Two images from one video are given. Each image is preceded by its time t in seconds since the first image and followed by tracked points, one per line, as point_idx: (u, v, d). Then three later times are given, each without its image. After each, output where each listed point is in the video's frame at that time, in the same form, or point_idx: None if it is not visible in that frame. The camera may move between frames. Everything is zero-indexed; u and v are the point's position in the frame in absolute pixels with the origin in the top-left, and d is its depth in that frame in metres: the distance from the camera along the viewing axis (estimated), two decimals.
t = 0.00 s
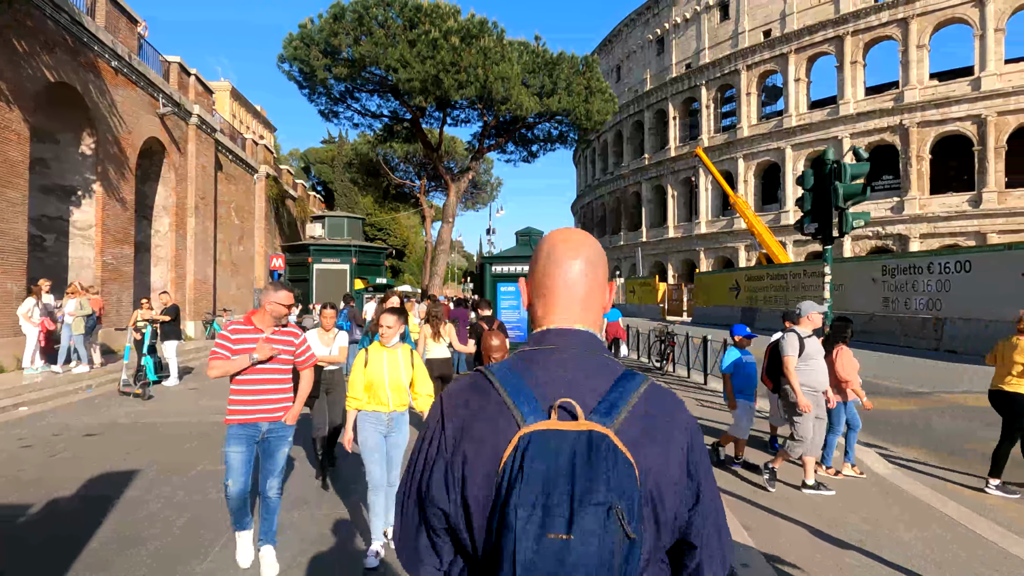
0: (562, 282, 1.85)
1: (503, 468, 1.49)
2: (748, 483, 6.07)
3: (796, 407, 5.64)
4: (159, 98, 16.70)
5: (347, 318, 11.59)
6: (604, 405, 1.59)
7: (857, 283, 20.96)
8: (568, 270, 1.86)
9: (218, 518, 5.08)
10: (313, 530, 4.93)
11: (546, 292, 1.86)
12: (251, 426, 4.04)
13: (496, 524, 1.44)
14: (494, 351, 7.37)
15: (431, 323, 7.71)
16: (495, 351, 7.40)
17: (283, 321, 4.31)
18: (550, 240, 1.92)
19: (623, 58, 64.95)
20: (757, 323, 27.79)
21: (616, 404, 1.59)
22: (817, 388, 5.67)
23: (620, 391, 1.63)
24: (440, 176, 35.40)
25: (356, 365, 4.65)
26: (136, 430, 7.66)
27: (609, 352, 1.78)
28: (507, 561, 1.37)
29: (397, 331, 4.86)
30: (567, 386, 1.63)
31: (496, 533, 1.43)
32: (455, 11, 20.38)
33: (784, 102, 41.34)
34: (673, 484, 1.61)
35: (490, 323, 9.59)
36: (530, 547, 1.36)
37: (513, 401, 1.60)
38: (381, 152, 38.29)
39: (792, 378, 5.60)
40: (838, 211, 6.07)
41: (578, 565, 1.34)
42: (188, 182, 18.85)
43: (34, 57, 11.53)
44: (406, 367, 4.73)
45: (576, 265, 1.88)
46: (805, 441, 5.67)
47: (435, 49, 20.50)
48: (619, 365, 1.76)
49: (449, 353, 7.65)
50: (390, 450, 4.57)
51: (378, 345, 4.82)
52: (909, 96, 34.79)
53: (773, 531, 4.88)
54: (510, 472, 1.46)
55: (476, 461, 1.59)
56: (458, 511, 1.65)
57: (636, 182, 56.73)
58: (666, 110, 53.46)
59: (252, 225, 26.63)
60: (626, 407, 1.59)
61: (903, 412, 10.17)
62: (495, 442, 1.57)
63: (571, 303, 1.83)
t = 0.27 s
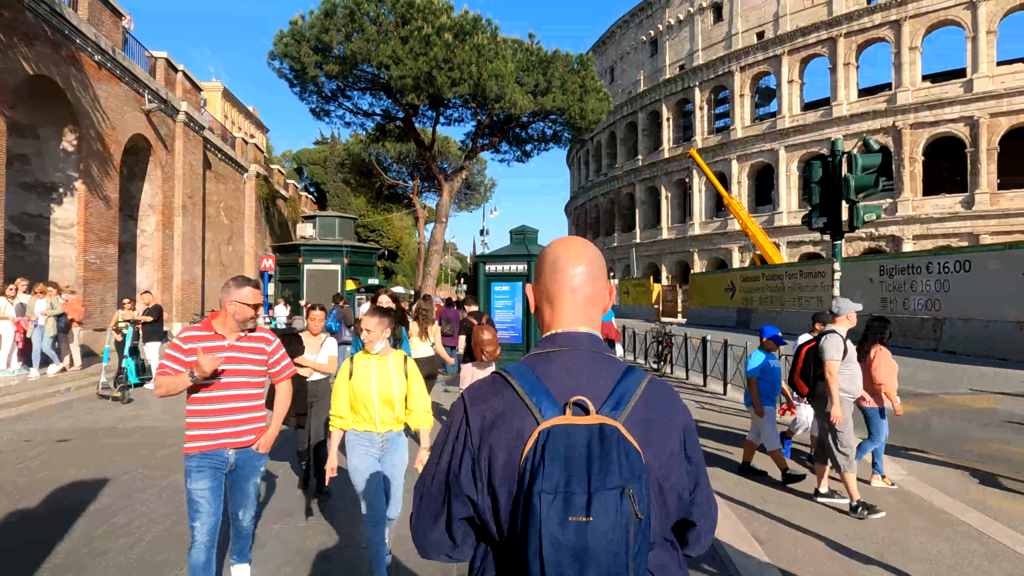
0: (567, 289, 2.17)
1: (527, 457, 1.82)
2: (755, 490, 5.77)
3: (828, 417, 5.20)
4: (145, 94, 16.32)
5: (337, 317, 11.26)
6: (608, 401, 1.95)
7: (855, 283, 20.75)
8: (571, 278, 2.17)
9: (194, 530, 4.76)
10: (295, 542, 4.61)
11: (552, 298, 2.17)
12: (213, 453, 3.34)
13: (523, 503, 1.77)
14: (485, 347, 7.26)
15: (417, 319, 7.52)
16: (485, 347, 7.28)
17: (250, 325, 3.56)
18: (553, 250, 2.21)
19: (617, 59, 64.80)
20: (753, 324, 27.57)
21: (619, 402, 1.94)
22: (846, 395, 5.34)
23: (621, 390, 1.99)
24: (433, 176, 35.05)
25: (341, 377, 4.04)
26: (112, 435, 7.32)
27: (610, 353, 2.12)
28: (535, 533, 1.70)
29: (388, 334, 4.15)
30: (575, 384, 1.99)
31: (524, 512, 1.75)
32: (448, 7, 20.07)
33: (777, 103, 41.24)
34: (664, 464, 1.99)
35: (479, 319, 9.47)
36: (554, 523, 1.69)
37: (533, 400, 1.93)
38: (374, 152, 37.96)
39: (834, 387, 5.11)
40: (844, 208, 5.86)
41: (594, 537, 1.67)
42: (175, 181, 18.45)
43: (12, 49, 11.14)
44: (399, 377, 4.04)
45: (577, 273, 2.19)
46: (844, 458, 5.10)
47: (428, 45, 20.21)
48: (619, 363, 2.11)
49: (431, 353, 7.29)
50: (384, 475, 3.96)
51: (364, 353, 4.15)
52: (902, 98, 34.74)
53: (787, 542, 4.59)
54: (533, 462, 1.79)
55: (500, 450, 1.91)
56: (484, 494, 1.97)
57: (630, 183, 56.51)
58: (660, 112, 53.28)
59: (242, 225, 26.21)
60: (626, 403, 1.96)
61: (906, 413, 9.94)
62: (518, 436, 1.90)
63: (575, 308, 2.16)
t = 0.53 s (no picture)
0: (583, 267, 2.33)
1: (542, 415, 2.00)
2: (769, 504, 5.45)
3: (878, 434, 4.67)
4: (131, 91, 15.94)
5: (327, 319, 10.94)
6: (617, 367, 2.12)
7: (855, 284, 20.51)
8: (587, 254, 2.32)
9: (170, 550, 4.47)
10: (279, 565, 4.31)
11: (570, 276, 2.35)
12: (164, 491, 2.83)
13: (537, 457, 1.94)
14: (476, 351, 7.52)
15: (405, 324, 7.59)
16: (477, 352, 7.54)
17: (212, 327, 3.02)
18: (571, 230, 2.38)
19: (612, 60, 64.57)
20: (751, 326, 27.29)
21: (628, 367, 2.11)
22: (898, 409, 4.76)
23: (630, 357, 2.16)
24: (428, 177, 34.70)
25: (321, 392, 3.49)
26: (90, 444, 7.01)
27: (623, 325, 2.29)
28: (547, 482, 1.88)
29: (379, 342, 3.66)
30: (588, 351, 2.17)
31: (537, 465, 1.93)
32: (442, 3, 19.71)
33: (772, 104, 41.08)
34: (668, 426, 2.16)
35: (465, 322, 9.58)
36: (563, 473, 1.86)
37: (549, 365, 2.11)
38: (368, 151, 37.57)
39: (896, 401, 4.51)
40: (848, 209, 5.67)
41: (599, 486, 1.84)
42: (163, 181, 18.05)
43: None
44: (394, 394, 3.54)
45: (594, 249, 2.34)
46: (894, 478, 4.57)
47: (421, 42, 19.88)
48: (629, 335, 2.28)
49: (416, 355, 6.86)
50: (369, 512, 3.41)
51: (350, 363, 3.62)
52: (898, 99, 34.62)
53: (812, 566, 4.26)
54: (547, 418, 1.97)
55: (518, 410, 2.10)
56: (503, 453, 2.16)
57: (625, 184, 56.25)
58: (655, 113, 53.05)
59: (233, 226, 25.78)
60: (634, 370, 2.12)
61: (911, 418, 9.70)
62: (535, 398, 2.08)
63: (590, 285, 2.32)
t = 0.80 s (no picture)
0: (609, 277, 2.33)
1: (581, 425, 2.02)
2: (785, 513, 5.08)
3: (933, 444, 4.32)
4: (119, 86, 15.56)
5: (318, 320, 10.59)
6: (648, 375, 2.16)
7: (856, 283, 20.23)
8: (612, 266, 2.34)
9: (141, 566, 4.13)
10: None
11: (596, 285, 2.35)
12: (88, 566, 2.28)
13: (579, 465, 1.96)
14: (458, 351, 7.47)
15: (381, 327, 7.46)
16: (458, 351, 7.49)
17: (170, 336, 2.51)
18: (598, 239, 2.37)
19: (608, 60, 64.31)
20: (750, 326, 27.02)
21: (658, 376, 2.15)
22: (950, 419, 4.50)
23: (659, 366, 2.19)
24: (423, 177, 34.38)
25: (296, 414, 2.84)
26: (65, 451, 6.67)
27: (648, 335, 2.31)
28: (591, 490, 1.91)
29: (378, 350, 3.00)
30: (619, 363, 2.18)
31: (580, 474, 1.95)
32: None
33: (768, 104, 40.87)
34: (699, 431, 2.20)
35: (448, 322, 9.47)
36: (606, 480, 1.89)
37: (583, 375, 2.13)
38: (363, 150, 37.18)
39: (977, 407, 4.33)
40: (882, 195, 5.19)
41: (642, 492, 1.88)
42: (151, 178, 17.66)
43: None
44: (392, 424, 2.94)
45: (619, 261, 2.36)
46: (928, 487, 4.24)
47: (416, 38, 19.52)
48: (655, 343, 2.31)
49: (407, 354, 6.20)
50: (352, 575, 2.75)
51: (337, 379, 2.97)
52: (894, 98, 34.44)
53: None
54: (587, 428, 1.99)
55: (555, 419, 2.11)
56: (537, 461, 2.18)
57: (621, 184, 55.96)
58: (651, 113, 52.80)
59: (225, 225, 25.39)
60: (664, 378, 2.16)
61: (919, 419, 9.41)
62: (570, 407, 2.10)
63: (617, 296, 2.33)
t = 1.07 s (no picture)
0: (595, 280, 2.54)
1: (579, 413, 2.21)
2: (803, 530, 4.76)
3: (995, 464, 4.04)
4: (109, 84, 15.26)
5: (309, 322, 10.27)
6: (637, 367, 2.36)
7: (859, 283, 19.95)
8: (598, 269, 2.55)
9: None
10: None
11: (584, 289, 2.56)
12: None
13: (579, 449, 2.15)
14: (446, 353, 7.19)
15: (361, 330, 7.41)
16: (445, 353, 7.21)
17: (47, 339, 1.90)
18: (584, 246, 2.59)
19: (607, 61, 64.03)
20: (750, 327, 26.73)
21: (645, 368, 2.36)
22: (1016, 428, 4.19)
23: (645, 359, 2.41)
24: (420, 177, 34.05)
25: (236, 454, 2.26)
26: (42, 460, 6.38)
27: (632, 331, 2.51)
28: (592, 470, 2.09)
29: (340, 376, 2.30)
30: (610, 356, 2.39)
31: (581, 456, 2.14)
32: None
33: (767, 104, 40.60)
34: (681, 416, 2.42)
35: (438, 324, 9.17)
36: (607, 461, 2.08)
37: (579, 368, 2.33)
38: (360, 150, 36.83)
39: None
40: (906, 199, 4.96)
41: (638, 469, 2.08)
42: (143, 178, 17.35)
43: None
44: (356, 480, 2.19)
45: (603, 265, 2.58)
46: (991, 512, 3.97)
47: (412, 35, 19.19)
48: (640, 339, 2.51)
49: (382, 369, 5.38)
50: None
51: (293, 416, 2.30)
52: (894, 98, 34.21)
53: None
54: (585, 414, 2.18)
55: (557, 408, 2.30)
56: (540, 448, 2.36)
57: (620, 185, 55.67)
58: (649, 113, 52.53)
59: (219, 226, 25.04)
60: (651, 369, 2.37)
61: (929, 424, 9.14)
62: (569, 397, 2.29)
63: (603, 298, 2.54)
